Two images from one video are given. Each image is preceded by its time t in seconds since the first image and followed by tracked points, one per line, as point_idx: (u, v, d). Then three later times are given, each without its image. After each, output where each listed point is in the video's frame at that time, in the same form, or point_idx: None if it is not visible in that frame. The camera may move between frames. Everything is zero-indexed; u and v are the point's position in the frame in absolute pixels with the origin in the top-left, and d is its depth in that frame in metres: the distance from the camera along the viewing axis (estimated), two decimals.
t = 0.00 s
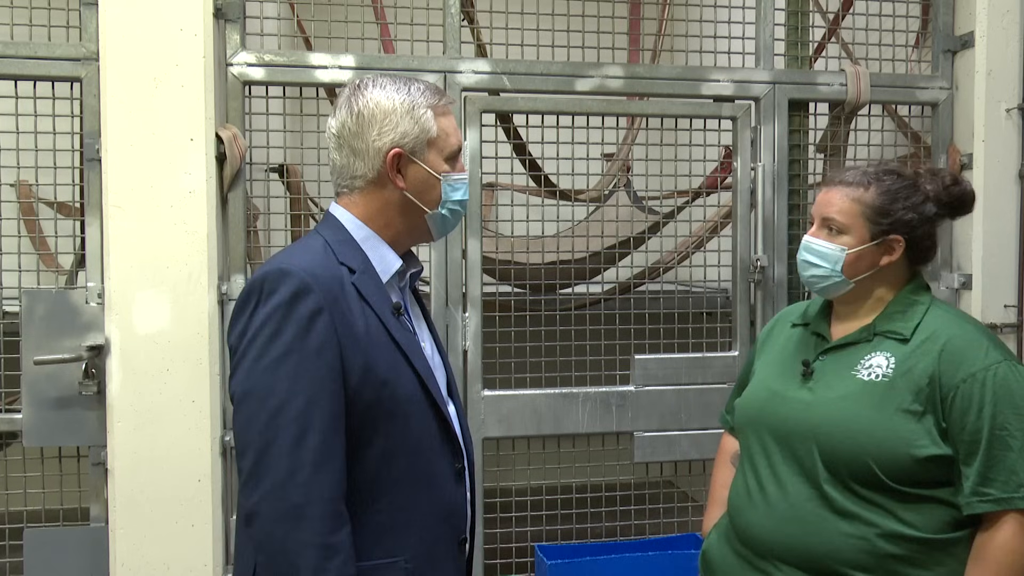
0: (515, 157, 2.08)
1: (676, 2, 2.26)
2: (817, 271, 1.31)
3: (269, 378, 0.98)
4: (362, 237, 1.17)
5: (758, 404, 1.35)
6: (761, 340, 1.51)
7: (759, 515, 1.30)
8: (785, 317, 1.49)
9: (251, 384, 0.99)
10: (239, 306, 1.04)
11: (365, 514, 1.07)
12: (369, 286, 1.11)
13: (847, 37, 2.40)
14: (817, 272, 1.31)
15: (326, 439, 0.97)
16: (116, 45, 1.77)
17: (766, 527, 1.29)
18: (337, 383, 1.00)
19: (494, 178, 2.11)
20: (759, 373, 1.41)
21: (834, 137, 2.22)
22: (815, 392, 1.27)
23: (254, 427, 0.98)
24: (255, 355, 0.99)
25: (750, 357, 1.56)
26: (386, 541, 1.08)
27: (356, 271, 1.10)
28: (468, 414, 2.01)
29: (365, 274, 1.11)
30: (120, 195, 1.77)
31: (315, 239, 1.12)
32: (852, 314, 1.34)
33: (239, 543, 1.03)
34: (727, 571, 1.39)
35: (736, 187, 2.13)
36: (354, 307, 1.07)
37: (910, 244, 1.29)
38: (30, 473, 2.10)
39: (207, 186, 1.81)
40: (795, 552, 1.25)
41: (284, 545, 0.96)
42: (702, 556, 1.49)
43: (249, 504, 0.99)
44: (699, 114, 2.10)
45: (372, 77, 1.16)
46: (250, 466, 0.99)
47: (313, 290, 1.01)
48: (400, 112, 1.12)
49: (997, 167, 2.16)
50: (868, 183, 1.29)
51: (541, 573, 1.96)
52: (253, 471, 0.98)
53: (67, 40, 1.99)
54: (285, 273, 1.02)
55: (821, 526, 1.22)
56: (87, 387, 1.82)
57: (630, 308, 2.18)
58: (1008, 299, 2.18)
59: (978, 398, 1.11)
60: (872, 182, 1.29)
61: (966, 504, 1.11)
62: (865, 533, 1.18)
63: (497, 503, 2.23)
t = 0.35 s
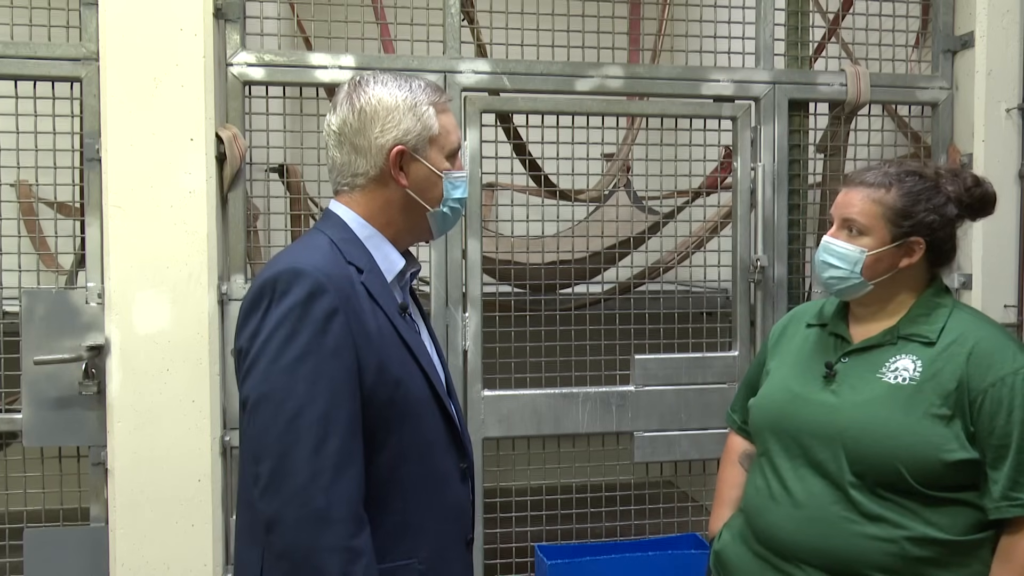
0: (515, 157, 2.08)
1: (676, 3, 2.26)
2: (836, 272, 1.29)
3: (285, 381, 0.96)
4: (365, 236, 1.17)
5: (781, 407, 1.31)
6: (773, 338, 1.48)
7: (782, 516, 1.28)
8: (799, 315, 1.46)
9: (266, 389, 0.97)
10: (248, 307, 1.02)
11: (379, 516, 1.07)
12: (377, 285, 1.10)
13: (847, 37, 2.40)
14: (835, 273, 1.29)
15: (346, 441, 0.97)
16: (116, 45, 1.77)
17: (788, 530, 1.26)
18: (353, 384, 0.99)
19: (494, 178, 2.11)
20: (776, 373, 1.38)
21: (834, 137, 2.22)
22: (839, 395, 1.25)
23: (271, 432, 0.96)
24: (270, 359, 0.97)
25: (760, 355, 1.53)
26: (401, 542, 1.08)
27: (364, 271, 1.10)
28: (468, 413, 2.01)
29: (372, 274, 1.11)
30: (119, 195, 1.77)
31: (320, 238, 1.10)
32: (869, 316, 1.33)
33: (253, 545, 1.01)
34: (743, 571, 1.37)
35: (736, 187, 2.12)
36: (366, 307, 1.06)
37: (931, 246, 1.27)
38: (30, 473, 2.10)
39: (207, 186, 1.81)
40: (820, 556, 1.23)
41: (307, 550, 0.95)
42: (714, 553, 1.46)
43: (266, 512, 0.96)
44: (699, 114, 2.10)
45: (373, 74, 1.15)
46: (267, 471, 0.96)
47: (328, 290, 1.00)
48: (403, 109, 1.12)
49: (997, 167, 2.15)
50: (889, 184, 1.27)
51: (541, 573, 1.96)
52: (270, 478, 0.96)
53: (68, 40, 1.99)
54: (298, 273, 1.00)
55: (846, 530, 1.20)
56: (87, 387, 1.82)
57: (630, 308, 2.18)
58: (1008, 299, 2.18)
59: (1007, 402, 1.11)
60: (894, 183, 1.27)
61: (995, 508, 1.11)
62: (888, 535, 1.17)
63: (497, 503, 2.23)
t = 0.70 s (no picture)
0: (515, 157, 2.08)
1: (676, 3, 2.26)
2: (855, 279, 1.29)
3: (302, 382, 0.95)
4: (375, 234, 1.16)
5: (796, 405, 1.31)
6: (780, 336, 1.47)
7: (801, 516, 1.27)
8: (808, 314, 1.46)
9: (281, 390, 0.95)
10: (260, 306, 1.00)
11: (391, 518, 1.07)
12: (389, 285, 1.09)
13: (847, 37, 2.40)
14: (854, 280, 1.29)
15: (363, 444, 0.96)
16: (116, 45, 1.77)
17: (807, 531, 1.25)
18: (369, 386, 0.99)
19: (494, 177, 2.11)
20: (787, 371, 1.37)
21: (834, 137, 2.22)
22: (859, 393, 1.24)
23: (286, 434, 0.95)
24: (285, 359, 0.96)
25: (761, 352, 1.51)
26: (411, 547, 1.08)
27: (376, 271, 1.09)
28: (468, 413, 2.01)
29: (384, 273, 1.10)
30: (119, 194, 1.77)
31: (332, 236, 1.09)
32: (883, 315, 1.33)
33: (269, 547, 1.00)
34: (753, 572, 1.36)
35: (736, 187, 2.12)
36: (380, 307, 1.05)
37: (944, 243, 1.28)
38: (30, 473, 2.10)
39: (207, 186, 1.81)
40: (841, 557, 1.22)
41: (325, 555, 0.94)
42: (721, 554, 1.45)
43: (281, 517, 0.95)
44: (699, 114, 2.10)
45: (382, 70, 1.14)
46: (284, 473, 0.95)
47: (344, 290, 1.00)
48: (414, 106, 1.11)
49: (997, 167, 2.15)
50: (896, 186, 1.27)
51: (541, 573, 1.96)
52: (286, 481, 0.94)
53: (67, 40, 1.99)
54: (314, 272, 0.99)
55: (869, 530, 1.19)
56: (87, 387, 1.82)
57: (630, 308, 2.18)
58: (1008, 299, 2.18)
59: None
60: (901, 184, 1.27)
61: (1017, 507, 1.12)
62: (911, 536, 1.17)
63: (497, 503, 2.23)
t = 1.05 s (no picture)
0: (515, 157, 2.08)
1: (676, 3, 2.26)
2: (863, 276, 1.29)
3: (312, 384, 0.95)
4: (386, 233, 1.16)
5: (806, 405, 1.29)
6: (781, 333, 1.45)
7: (807, 516, 1.26)
8: (810, 312, 1.44)
9: (292, 391, 0.95)
10: (271, 306, 1.00)
11: (400, 519, 1.07)
12: (400, 285, 1.09)
13: (847, 36, 2.40)
14: (862, 276, 1.29)
15: (373, 447, 0.96)
16: (116, 46, 1.77)
17: (813, 531, 1.25)
18: (380, 388, 0.98)
19: (494, 177, 2.11)
20: (793, 371, 1.36)
21: (834, 137, 2.22)
22: (869, 396, 1.24)
23: (297, 436, 0.95)
24: (296, 360, 0.95)
25: (762, 350, 1.50)
26: (420, 550, 1.08)
27: (387, 270, 1.08)
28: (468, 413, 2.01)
29: (395, 273, 1.09)
30: (119, 195, 1.77)
31: (342, 235, 1.09)
32: (888, 316, 1.33)
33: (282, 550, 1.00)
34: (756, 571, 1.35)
35: (736, 187, 2.13)
36: (391, 308, 1.05)
37: (953, 244, 1.29)
38: (30, 473, 2.10)
39: (207, 186, 1.81)
40: (848, 557, 1.22)
41: (334, 559, 0.94)
42: (721, 553, 1.44)
43: (291, 520, 0.95)
44: (699, 114, 2.10)
45: (399, 68, 1.13)
46: (294, 476, 0.95)
47: (355, 290, 0.99)
48: (430, 105, 1.10)
49: (997, 167, 2.16)
50: (909, 184, 1.27)
51: (541, 573, 1.96)
52: (296, 484, 0.95)
53: (66, 40, 1.99)
54: (325, 272, 0.99)
55: (876, 531, 1.20)
56: (87, 387, 1.82)
57: (630, 308, 2.18)
58: (1007, 299, 2.18)
59: None
60: (914, 183, 1.27)
61: None
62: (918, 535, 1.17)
63: (497, 503, 2.23)
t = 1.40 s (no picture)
0: (515, 157, 2.08)
1: (676, 3, 2.26)
2: (836, 262, 1.31)
3: (341, 390, 0.94)
4: (393, 232, 1.14)
5: (779, 404, 1.28)
6: (741, 338, 1.44)
7: (792, 514, 1.25)
8: (766, 317, 1.44)
9: (320, 399, 0.93)
10: (292, 312, 0.98)
11: (427, 520, 1.07)
12: (413, 285, 1.09)
13: (847, 37, 2.40)
14: (836, 262, 1.31)
15: (404, 449, 0.96)
16: (116, 45, 1.77)
17: (800, 529, 1.24)
18: (405, 390, 0.98)
19: (494, 177, 2.12)
20: (761, 373, 1.34)
21: (834, 137, 2.22)
22: (842, 389, 1.24)
23: (327, 444, 0.93)
24: (323, 367, 0.94)
25: (721, 358, 1.48)
26: (446, 548, 1.09)
27: (400, 271, 1.08)
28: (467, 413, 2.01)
29: (406, 273, 1.09)
30: (120, 194, 1.77)
31: (354, 237, 1.07)
32: (850, 310, 1.36)
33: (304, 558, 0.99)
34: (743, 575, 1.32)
35: (736, 187, 2.12)
36: (409, 308, 1.04)
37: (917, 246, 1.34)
38: (30, 473, 2.10)
39: (207, 186, 1.81)
40: (838, 551, 1.21)
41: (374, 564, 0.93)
42: (703, 565, 1.40)
43: (325, 530, 0.94)
44: (699, 114, 2.10)
45: (414, 67, 1.10)
46: (327, 485, 0.93)
47: (378, 292, 0.98)
48: (449, 109, 1.10)
49: (997, 167, 2.15)
50: (888, 180, 1.34)
51: (541, 573, 1.96)
52: (330, 492, 0.93)
53: (66, 40, 1.99)
54: (347, 276, 0.97)
55: (863, 523, 1.19)
56: (87, 387, 1.82)
57: (630, 308, 2.18)
58: (1008, 299, 2.18)
59: (1001, 389, 1.16)
60: (892, 179, 1.33)
61: (1000, 489, 1.16)
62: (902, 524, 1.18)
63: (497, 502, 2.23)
